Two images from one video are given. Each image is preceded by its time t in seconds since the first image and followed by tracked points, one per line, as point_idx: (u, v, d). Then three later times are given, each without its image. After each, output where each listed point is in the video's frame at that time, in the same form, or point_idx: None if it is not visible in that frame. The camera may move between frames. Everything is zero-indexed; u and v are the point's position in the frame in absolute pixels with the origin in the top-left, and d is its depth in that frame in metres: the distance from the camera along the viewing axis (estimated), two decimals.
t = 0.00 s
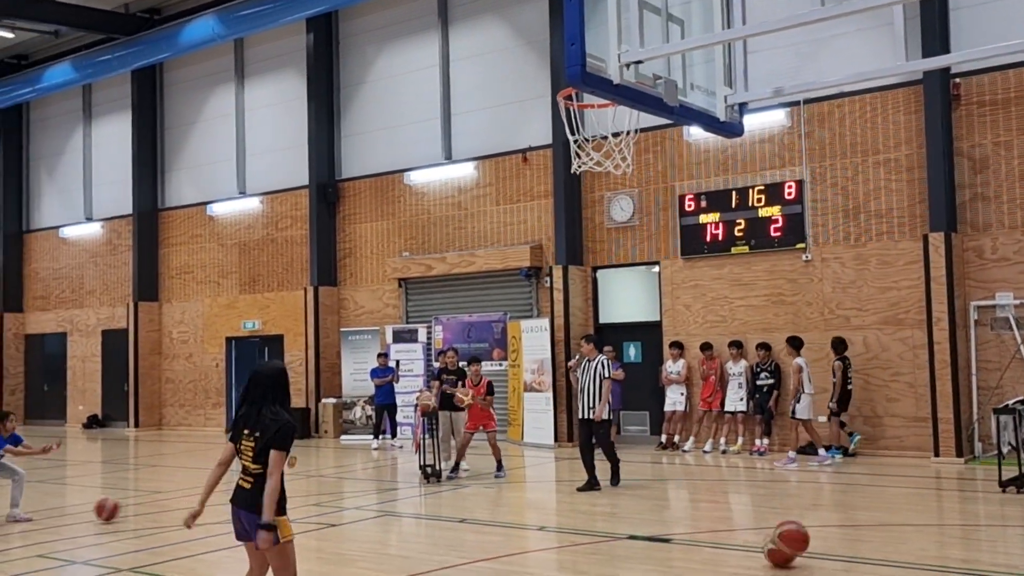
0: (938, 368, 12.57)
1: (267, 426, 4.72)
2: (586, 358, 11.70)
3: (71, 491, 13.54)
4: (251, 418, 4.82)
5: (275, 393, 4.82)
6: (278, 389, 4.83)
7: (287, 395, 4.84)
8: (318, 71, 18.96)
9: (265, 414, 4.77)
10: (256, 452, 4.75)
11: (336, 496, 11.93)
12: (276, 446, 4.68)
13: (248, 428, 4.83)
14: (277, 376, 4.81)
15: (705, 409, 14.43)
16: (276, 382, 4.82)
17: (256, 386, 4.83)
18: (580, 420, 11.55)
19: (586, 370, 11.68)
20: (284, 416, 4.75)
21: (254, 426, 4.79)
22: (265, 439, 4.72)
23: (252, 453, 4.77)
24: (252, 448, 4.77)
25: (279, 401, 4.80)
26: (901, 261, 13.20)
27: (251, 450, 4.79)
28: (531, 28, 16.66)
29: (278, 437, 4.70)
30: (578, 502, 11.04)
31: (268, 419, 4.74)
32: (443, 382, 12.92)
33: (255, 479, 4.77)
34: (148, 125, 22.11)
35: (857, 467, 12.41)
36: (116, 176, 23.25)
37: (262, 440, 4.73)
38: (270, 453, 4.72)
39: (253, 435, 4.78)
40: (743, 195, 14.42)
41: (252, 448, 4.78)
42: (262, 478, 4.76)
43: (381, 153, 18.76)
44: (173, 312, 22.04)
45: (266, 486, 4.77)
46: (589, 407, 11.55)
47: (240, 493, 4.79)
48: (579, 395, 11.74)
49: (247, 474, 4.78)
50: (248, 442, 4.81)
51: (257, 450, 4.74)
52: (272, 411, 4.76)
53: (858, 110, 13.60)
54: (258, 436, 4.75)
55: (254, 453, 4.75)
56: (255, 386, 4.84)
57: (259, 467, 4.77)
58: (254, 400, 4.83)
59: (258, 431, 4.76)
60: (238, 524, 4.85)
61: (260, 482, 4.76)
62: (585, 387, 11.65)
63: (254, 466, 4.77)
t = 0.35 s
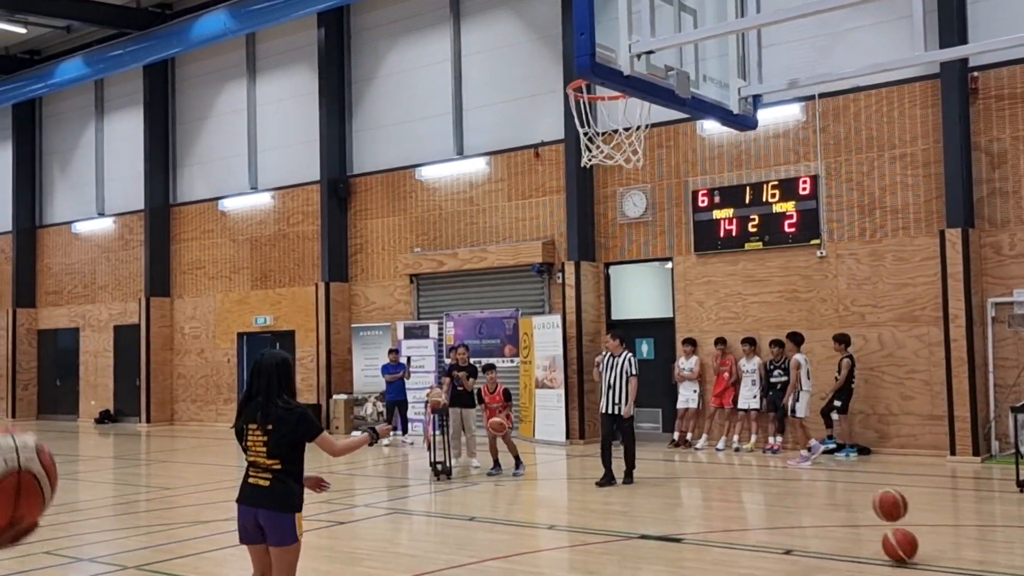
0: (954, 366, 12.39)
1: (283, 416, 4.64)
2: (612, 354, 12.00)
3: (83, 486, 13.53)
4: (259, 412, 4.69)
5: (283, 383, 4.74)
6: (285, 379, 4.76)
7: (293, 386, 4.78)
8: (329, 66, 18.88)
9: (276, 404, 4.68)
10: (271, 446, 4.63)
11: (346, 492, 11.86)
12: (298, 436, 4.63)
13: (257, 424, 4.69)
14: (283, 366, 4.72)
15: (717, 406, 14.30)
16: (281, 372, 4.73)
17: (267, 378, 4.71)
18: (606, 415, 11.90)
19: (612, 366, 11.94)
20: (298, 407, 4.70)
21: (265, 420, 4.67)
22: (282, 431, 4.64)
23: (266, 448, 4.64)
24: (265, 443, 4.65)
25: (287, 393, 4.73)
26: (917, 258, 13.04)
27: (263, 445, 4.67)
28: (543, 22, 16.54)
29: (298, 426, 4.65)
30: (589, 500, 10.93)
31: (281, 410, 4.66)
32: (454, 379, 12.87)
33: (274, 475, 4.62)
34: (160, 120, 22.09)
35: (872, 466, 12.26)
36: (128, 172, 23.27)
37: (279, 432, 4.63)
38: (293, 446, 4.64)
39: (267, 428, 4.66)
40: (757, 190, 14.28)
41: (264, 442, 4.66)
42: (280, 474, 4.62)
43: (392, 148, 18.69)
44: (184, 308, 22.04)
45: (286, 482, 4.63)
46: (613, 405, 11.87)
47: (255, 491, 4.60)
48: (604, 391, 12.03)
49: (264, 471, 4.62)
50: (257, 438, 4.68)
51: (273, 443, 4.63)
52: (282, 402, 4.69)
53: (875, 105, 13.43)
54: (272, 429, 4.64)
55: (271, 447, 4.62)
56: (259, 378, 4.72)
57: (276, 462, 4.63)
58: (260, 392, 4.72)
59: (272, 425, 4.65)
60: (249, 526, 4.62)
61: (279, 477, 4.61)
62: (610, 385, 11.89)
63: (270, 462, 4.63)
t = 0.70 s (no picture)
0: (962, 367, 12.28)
1: (290, 423, 4.29)
2: (620, 355, 12.02)
3: (88, 488, 13.49)
4: (260, 419, 4.32)
5: (283, 387, 4.36)
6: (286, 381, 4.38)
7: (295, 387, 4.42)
8: (333, 66, 18.82)
9: (280, 410, 4.32)
10: (280, 455, 4.28)
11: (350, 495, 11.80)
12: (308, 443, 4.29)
13: (260, 432, 4.32)
14: (282, 368, 4.34)
15: (723, 406, 14.20)
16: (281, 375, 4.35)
17: (265, 383, 4.31)
18: (615, 415, 11.90)
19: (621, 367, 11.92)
20: (302, 412, 4.35)
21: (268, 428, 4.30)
22: (290, 438, 4.29)
23: (273, 458, 4.29)
24: (271, 451, 4.29)
25: (290, 396, 4.37)
26: (924, 258, 12.93)
27: (268, 453, 4.31)
28: (547, 21, 16.47)
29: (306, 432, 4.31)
30: (594, 502, 10.84)
31: (287, 416, 4.30)
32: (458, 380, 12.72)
33: (287, 485, 4.31)
34: (164, 120, 22.06)
35: (880, 468, 12.16)
36: (133, 172, 23.24)
37: (288, 440, 4.28)
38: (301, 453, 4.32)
39: (272, 436, 4.30)
40: (763, 190, 14.19)
41: (269, 451, 4.30)
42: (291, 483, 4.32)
43: (396, 148, 18.63)
44: (189, 309, 22.01)
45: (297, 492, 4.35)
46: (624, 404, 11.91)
47: (265, 502, 4.27)
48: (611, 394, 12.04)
49: (276, 482, 4.29)
50: (260, 447, 4.31)
51: (282, 452, 4.28)
52: (286, 407, 4.33)
53: (881, 103, 13.33)
54: (278, 437, 4.29)
55: (281, 456, 4.28)
56: (258, 383, 4.33)
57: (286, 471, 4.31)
58: (260, 397, 4.33)
59: (277, 432, 4.29)
60: (255, 541, 4.26)
61: (292, 487, 4.31)
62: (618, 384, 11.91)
63: (279, 471, 4.30)
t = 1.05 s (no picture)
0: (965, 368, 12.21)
1: (279, 421, 4.21)
2: (620, 356, 11.99)
3: (89, 489, 13.50)
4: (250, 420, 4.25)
5: (273, 388, 4.29)
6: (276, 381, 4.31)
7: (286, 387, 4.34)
8: (336, 67, 18.80)
9: (269, 409, 4.24)
10: (270, 455, 4.20)
11: (351, 496, 11.78)
12: (296, 442, 4.20)
13: (249, 433, 4.25)
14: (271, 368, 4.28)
15: (726, 407, 14.15)
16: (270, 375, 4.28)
17: (249, 384, 4.24)
18: (616, 415, 11.93)
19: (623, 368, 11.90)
20: (292, 411, 4.27)
21: (258, 428, 4.23)
22: (280, 437, 4.21)
23: (263, 459, 4.21)
24: (262, 452, 4.21)
25: (280, 396, 4.29)
26: (927, 257, 12.87)
27: (259, 455, 4.23)
28: (549, 21, 16.44)
29: (295, 430, 4.22)
30: (595, 503, 10.80)
31: (277, 414, 4.23)
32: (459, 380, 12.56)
33: (276, 487, 4.22)
34: (167, 121, 22.08)
35: (882, 469, 12.10)
36: (136, 173, 23.26)
37: (277, 439, 4.21)
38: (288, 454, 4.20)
39: (262, 436, 4.23)
40: (765, 190, 14.13)
41: (259, 452, 4.22)
42: (281, 485, 4.22)
43: (398, 149, 18.61)
44: (192, 309, 22.03)
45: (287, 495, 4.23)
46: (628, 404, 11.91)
47: (256, 506, 4.20)
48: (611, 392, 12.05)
49: (264, 483, 4.21)
50: (251, 449, 4.24)
51: (272, 453, 4.20)
52: (276, 406, 4.25)
53: (884, 103, 13.27)
54: (267, 436, 4.21)
55: (270, 456, 4.19)
56: (246, 383, 4.26)
57: (275, 473, 4.22)
58: (248, 398, 4.26)
59: (266, 431, 4.22)
60: (247, 547, 4.20)
61: (282, 488, 4.22)
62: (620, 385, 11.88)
63: (269, 474, 4.22)
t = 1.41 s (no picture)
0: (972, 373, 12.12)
1: (282, 426, 4.15)
2: (626, 360, 11.99)
3: (99, 492, 13.56)
4: (255, 426, 4.21)
5: (279, 392, 4.23)
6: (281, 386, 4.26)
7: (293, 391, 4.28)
8: (343, 71, 18.84)
9: (274, 414, 4.19)
10: (274, 462, 4.15)
11: (356, 500, 11.79)
12: (298, 447, 4.11)
13: (256, 439, 4.21)
14: (275, 373, 4.22)
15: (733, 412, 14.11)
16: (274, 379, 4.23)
17: (254, 389, 4.21)
18: (622, 418, 11.91)
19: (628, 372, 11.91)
20: (299, 415, 4.19)
21: (263, 433, 4.19)
22: (284, 443, 4.14)
23: (269, 465, 4.16)
24: (267, 458, 4.17)
25: (284, 401, 4.23)
26: (934, 261, 12.79)
27: (266, 460, 4.18)
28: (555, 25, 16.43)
29: (299, 435, 4.14)
30: (600, 508, 10.77)
31: (280, 419, 4.17)
32: (464, 385, 12.59)
33: (279, 495, 4.15)
34: (176, 125, 22.16)
35: (889, 474, 12.03)
36: (146, 177, 23.36)
37: (280, 445, 4.15)
38: (292, 461, 4.13)
39: (266, 441, 4.18)
40: (771, 194, 14.08)
41: (265, 458, 4.17)
42: (286, 493, 4.15)
43: (405, 153, 18.63)
44: (201, 313, 22.10)
45: (289, 504, 4.15)
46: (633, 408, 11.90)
47: (260, 514, 4.14)
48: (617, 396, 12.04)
49: (266, 490, 4.16)
50: (258, 455, 4.19)
51: (276, 458, 4.14)
52: (281, 411, 4.19)
53: (891, 106, 13.20)
54: (273, 442, 4.16)
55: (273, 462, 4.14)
56: (251, 389, 4.22)
57: (280, 481, 4.15)
58: (253, 403, 4.21)
59: (272, 437, 4.17)
60: (254, 553, 4.19)
61: (286, 496, 4.15)
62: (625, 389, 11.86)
63: (273, 480, 4.16)
